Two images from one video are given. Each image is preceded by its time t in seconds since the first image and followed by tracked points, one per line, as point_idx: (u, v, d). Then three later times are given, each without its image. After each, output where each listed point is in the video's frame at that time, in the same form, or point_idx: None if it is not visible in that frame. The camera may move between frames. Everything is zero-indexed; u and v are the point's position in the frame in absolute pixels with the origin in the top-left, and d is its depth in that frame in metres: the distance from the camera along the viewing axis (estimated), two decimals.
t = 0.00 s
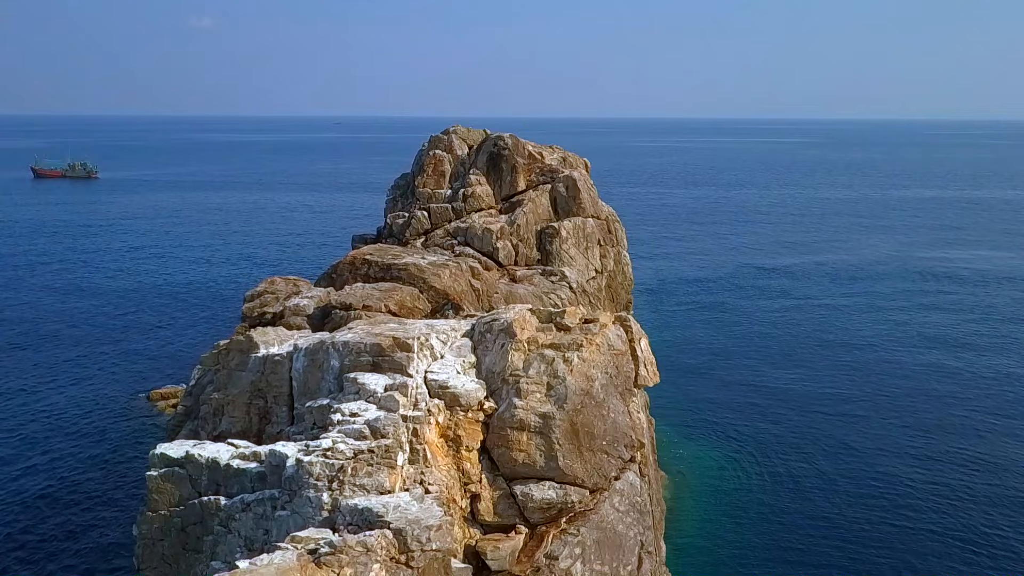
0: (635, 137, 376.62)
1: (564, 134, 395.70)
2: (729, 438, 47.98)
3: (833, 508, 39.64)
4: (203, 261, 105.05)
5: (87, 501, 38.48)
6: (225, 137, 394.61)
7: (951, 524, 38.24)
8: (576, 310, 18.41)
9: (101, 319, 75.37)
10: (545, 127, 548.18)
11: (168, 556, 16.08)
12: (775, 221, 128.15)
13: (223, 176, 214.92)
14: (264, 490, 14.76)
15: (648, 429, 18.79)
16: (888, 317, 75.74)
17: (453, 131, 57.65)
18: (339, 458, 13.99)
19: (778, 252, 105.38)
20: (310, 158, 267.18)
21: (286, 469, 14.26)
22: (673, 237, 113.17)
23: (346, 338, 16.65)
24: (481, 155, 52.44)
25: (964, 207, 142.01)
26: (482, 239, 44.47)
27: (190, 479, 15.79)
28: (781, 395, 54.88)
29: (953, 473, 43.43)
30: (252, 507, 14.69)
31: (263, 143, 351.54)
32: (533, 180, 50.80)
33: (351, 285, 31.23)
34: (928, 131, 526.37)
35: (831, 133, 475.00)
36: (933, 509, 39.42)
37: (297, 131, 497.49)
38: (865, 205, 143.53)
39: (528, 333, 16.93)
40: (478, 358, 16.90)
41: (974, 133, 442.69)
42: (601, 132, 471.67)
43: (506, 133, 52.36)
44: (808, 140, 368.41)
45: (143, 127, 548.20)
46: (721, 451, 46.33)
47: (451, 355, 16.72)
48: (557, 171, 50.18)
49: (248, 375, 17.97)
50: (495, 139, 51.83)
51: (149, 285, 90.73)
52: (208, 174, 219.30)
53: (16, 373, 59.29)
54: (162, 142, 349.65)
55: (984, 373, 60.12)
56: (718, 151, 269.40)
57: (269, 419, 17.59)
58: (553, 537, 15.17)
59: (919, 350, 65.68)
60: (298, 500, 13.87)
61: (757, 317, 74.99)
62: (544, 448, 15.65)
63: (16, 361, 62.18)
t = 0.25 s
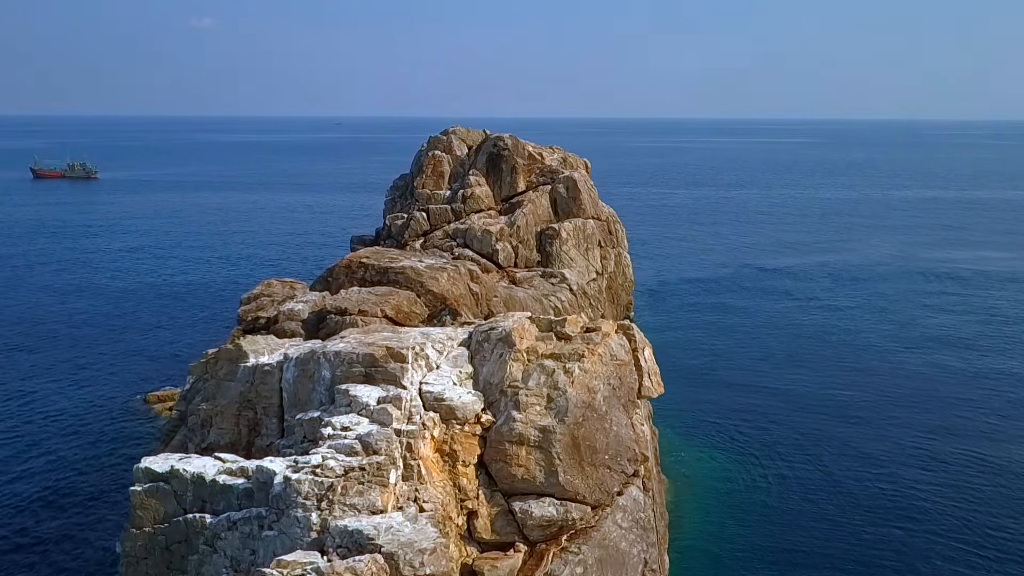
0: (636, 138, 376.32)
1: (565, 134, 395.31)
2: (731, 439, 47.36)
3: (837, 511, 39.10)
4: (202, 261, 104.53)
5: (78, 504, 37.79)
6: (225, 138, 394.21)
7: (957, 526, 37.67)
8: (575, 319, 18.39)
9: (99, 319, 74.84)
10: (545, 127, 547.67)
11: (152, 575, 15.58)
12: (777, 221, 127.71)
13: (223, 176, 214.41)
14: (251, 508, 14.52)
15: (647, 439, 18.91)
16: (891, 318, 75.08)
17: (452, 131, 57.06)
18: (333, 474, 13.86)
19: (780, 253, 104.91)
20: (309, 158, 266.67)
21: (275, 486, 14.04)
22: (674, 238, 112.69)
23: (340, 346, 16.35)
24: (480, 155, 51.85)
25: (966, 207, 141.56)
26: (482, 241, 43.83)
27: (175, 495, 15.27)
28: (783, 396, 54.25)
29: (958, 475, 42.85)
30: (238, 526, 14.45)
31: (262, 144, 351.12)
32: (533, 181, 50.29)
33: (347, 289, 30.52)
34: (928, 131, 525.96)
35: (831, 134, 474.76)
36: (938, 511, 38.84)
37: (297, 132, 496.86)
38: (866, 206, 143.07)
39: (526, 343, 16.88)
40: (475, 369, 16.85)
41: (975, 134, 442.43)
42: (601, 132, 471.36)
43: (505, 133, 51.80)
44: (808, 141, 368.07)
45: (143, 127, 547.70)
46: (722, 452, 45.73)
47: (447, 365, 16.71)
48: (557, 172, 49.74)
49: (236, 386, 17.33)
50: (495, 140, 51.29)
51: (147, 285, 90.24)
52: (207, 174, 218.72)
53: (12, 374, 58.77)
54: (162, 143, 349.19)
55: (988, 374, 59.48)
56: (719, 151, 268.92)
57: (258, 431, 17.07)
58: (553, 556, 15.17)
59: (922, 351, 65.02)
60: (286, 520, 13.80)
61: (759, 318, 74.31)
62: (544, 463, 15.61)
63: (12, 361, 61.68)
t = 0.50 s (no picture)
0: (635, 138, 375.68)
1: (565, 134, 394.46)
2: (731, 440, 46.74)
3: (841, 514, 38.45)
4: (201, 261, 103.99)
5: (71, 507, 37.22)
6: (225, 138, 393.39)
7: (962, 528, 37.11)
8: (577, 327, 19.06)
9: (96, 320, 74.32)
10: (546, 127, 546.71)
11: None
12: (779, 221, 127.15)
13: (223, 176, 213.71)
14: (237, 528, 14.83)
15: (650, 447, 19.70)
16: (894, 318, 74.42)
17: (451, 132, 56.49)
18: (321, 490, 14.31)
19: (782, 253, 104.37)
20: (309, 158, 265.94)
21: (261, 506, 14.37)
22: (676, 238, 112.15)
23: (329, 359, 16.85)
24: (479, 156, 51.21)
25: (969, 208, 140.89)
26: (481, 243, 43.10)
27: (159, 512, 15.49)
28: (785, 397, 53.63)
29: (964, 477, 42.26)
30: (224, 546, 14.76)
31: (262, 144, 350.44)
32: (533, 182, 49.85)
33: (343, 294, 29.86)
34: (929, 130, 525.26)
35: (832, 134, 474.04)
36: (944, 514, 38.25)
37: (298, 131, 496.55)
38: (869, 206, 142.45)
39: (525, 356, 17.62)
40: (472, 379, 17.52)
41: (975, 133, 441.85)
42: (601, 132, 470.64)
43: (504, 134, 51.23)
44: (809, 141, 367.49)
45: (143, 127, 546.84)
46: (724, 454, 45.05)
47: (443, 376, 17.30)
48: (557, 173, 49.58)
49: (225, 397, 17.51)
50: (494, 140, 50.70)
51: (145, 285, 89.71)
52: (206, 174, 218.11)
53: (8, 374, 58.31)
54: (162, 143, 348.49)
55: (992, 375, 58.85)
56: (720, 151, 268.12)
57: (246, 444, 17.27)
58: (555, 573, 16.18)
59: (926, 352, 64.37)
60: (273, 541, 14.14)
61: (761, 319, 73.69)
62: (545, 480, 16.42)
63: (8, 362, 61.22)
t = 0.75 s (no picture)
0: (636, 138, 375.05)
1: (566, 135, 393.53)
2: (733, 442, 46.02)
3: (846, 517, 37.78)
4: (199, 262, 103.31)
5: (63, 510, 36.60)
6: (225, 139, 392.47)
7: (969, 532, 36.50)
8: (577, 336, 19.56)
9: (93, 320, 73.67)
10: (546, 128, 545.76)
11: None
12: (781, 222, 126.52)
13: (222, 176, 212.84)
14: (223, 548, 15.02)
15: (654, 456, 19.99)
16: (898, 319, 73.77)
17: (449, 132, 55.80)
18: (309, 510, 14.39)
19: (784, 254, 103.75)
20: (309, 158, 265.18)
21: (245, 526, 14.54)
22: (678, 239, 111.53)
23: (318, 371, 17.60)
24: (478, 157, 50.56)
25: (972, 208, 140.20)
26: (480, 244, 42.52)
27: (141, 530, 15.77)
28: (788, 399, 52.99)
29: (971, 479, 41.63)
30: (208, 566, 14.93)
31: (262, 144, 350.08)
32: (532, 183, 49.29)
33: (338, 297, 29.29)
34: (930, 131, 524.88)
35: (833, 135, 473.57)
36: (950, 517, 37.64)
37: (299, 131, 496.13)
38: (871, 206, 141.88)
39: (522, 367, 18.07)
40: (469, 392, 18.01)
41: (976, 134, 441.54)
42: (602, 132, 470.24)
43: (503, 134, 50.57)
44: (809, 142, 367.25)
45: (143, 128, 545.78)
46: (726, 456, 44.29)
47: (438, 389, 17.81)
48: (557, 174, 48.98)
49: (213, 408, 18.57)
50: (493, 141, 50.06)
51: (143, 286, 89.03)
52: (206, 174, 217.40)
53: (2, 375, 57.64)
54: (161, 143, 347.85)
55: (997, 376, 58.19)
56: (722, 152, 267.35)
57: (234, 456, 18.29)
58: None
59: (931, 353, 63.71)
60: (257, 563, 14.17)
61: (763, 320, 73.05)
62: (544, 498, 16.66)
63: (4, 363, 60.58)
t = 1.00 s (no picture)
0: (635, 138, 374.86)
1: (566, 135, 393.05)
2: (735, 443, 45.43)
3: (850, 520, 37.16)
4: (197, 262, 102.75)
5: (58, 515, 36.10)
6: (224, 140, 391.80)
7: (976, 536, 35.91)
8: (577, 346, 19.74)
9: (90, 321, 73.07)
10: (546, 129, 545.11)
11: None
12: (781, 222, 126.09)
13: (221, 177, 212.17)
14: (208, 568, 14.62)
15: (658, 468, 20.16)
16: (900, 320, 73.25)
17: (448, 133, 55.25)
18: (297, 530, 14.22)
19: (785, 254, 103.31)
20: (308, 158, 264.50)
21: (231, 548, 14.16)
22: (678, 239, 111.03)
23: (309, 381, 17.40)
24: (478, 157, 49.96)
25: (973, 208, 139.79)
26: (479, 245, 41.99)
27: (123, 547, 15.43)
28: (791, 400, 52.44)
29: (977, 481, 41.04)
30: None
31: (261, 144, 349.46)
32: (532, 184, 48.77)
33: (333, 301, 28.75)
34: (931, 130, 524.90)
35: (833, 135, 473.12)
36: (957, 520, 37.05)
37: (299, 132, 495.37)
38: (872, 207, 141.44)
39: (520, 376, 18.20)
40: (465, 402, 18.05)
41: (976, 134, 441.04)
42: (602, 133, 469.84)
43: (502, 134, 50.01)
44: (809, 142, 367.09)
45: (142, 128, 544.88)
46: (728, 458, 43.60)
47: (433, 400, 17.90)
48: (557, 174, 48.49)
49: (199, 419, 18.37)
50: (493, 141, 49.54)
51: (141, 286, 88.45)
52: (205, 175, 216.77)
53: None
54: (160, 144, 347.16)
55: (1002, 377, 57.65)
56: (722, 153, 266.88)
57: (222, 469, 18.08)
58: None
59: (935, 353, 63.15)
60: None
61: (765, 321, 72.51)
62: (544, 515, 16.72)
63: None
